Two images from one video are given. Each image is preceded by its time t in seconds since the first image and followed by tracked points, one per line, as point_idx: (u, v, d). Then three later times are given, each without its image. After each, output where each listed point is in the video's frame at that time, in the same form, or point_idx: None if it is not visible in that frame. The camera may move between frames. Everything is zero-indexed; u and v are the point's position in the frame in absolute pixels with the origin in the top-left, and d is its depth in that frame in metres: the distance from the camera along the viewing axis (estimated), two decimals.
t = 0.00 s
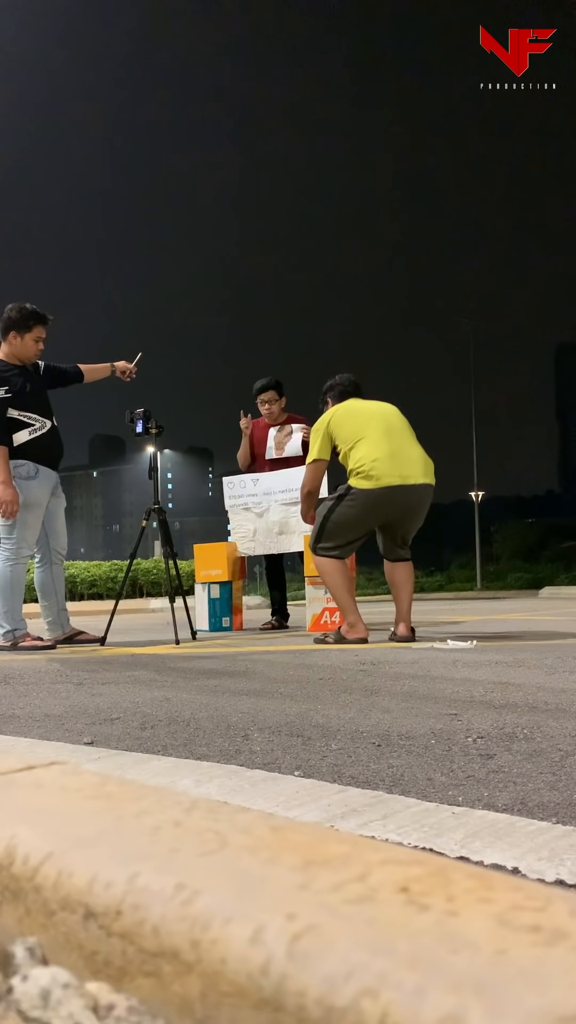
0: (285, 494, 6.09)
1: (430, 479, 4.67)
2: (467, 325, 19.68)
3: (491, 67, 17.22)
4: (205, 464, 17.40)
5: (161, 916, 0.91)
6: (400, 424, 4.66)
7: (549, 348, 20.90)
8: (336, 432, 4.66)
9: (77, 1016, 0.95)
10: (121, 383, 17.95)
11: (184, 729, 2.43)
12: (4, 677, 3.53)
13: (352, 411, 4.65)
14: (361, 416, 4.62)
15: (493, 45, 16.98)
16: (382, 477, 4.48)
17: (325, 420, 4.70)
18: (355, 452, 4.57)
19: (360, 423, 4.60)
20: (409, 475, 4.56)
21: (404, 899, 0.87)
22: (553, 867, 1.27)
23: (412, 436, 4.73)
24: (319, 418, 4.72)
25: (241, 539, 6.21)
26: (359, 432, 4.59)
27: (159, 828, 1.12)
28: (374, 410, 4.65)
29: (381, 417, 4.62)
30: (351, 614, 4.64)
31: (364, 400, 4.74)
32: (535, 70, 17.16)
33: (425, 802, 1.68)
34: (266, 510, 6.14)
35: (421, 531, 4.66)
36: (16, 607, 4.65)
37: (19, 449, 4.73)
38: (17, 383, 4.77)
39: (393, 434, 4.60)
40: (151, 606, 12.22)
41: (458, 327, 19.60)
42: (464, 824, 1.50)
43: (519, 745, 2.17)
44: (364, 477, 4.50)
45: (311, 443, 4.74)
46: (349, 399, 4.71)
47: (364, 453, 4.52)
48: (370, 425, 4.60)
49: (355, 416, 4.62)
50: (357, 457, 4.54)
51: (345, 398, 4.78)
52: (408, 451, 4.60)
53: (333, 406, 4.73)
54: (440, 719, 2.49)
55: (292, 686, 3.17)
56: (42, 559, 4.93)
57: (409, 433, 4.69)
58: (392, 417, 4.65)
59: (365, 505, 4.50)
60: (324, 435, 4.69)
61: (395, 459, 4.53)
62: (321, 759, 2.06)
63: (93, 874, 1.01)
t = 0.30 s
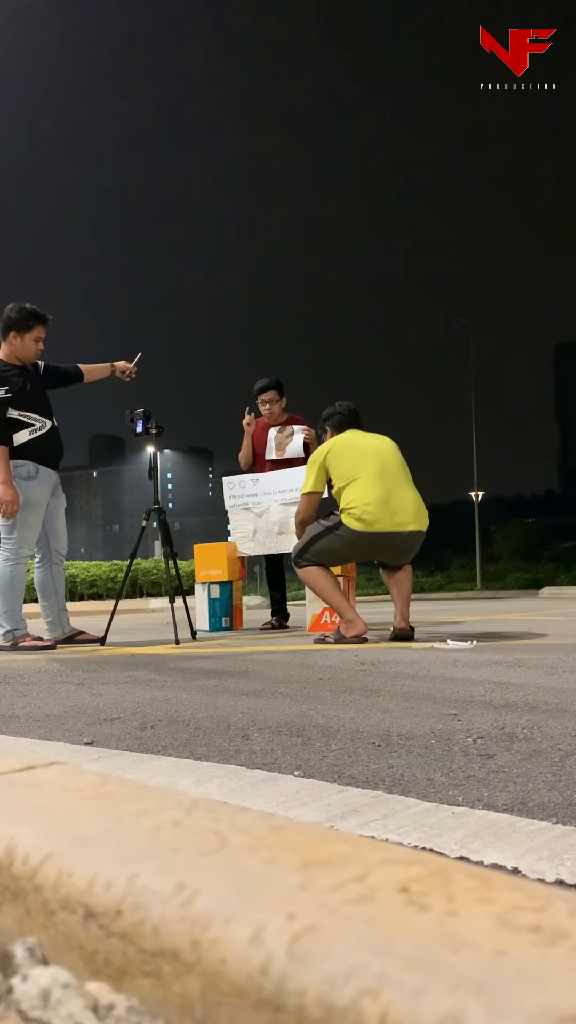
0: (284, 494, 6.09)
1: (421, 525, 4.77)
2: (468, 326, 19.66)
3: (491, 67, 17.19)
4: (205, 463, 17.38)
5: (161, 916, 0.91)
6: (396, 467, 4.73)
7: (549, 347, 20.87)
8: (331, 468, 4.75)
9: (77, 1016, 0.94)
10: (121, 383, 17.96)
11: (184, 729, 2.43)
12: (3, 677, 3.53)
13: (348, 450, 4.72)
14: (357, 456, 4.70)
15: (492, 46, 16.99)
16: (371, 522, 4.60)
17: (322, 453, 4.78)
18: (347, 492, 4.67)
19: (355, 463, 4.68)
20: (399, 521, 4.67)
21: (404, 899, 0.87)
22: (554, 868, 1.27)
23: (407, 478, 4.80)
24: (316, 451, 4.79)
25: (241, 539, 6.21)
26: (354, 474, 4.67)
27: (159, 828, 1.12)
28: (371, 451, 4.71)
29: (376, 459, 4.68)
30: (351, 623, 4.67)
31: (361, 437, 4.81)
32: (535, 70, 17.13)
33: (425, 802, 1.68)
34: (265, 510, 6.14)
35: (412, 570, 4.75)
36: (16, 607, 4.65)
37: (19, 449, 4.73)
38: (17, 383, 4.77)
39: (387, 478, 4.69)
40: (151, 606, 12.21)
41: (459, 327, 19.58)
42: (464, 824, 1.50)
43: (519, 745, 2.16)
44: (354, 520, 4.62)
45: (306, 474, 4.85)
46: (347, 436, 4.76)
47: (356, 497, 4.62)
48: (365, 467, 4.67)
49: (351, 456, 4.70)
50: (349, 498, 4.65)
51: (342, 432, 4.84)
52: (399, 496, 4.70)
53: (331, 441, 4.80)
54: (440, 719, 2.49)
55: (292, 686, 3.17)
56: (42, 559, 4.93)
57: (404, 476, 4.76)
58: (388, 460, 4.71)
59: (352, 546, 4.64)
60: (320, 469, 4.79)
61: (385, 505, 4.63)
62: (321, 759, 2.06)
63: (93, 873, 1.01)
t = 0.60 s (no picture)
0: (284, 494, 6.08)
1: (418, 557, 4.82)
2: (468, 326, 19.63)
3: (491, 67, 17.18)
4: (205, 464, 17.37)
5: (161, 916, 0.91)
6: (397, 499, 4.74)
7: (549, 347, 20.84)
8: (332, 494, 4.80)
9: (76, 1016, 0.94)
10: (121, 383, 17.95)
11: (184, 729, 2.43)
12: (4, 677, 3.53)
13: (351, 478, 4.73)
14: (359, 486, 4.71)
15: (492, 45, 16.96)
16: (367, 556, 4.67)
17: (324, 478, 4.81)
18: (346, 522, 4.73)
19: (356, 494, 4.70)
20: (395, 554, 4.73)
21: (404, 899, 0.87)
22: (553, 868, 1.27)
23: (408, 508, 4.82)
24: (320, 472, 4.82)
25: (241, 539, 6.21)
26: (354, 504, 4.71)
27: (159, 828, 1.12)
28: (373, 481, 4.71)
29: (378, 490, 4.69)
30: (348, 624, 4.70)
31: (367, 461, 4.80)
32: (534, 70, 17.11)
33: (425, 802, 1.68)
34: (266, 510, 6.14)
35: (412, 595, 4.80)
36: (16, 607, 4.65)
37: (19, 449, 4.72)
38: (17, 383, 4.77)
39: (386, 511, 4.72)
40: (151, 606, 12.20)
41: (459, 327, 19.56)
42: (465, 824, 1.49)
43: (519, 745, 2.16)
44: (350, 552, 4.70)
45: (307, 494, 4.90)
46: (351, 464, 4.76)
47: (354, 529, 4.67)
48: (366, 499, 4.69)
49: (352, 485, 4.71)
50: (347, 528, 4.72)
51: (347, 456, 4.84)
52: (398, 528, 4.74)
53: (334, 466, 4.81)
54: (440, 719, 2.49)
55: (291, 686, 3.17)
56: (42, 559, 4.93)
57: (404, 508, 4.78)
58: (390, 491, 4.71)
59: (346, 574, 4.74)
60: (321, 491, 4.84)
61: (383, 540, 4.68)
62: (321, 758, 2.06)
63: (93, 873, 1.01)
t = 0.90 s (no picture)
0: (284, 494, 6.07)
1: (417, 568, 4.82)
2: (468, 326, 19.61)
3: (492, 66, 17.16)
4: (205, 463, 17.37)
5: (161, 916, 0.91)
6: (396, 511, 4.73)
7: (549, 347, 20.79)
8: (332, 504, 4.82)
9: (76, 1015, 0.94)
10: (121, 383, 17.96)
11: (184, 730, 2.43)
12: (3, 677, 3.53)
13: (349, 489, 4.73)
14: (358, 497, 4.72)
15: (492, 43, 17.03)
16: (364, 568, 4.69)
17: (324, 487, 4.83)
18: (345, 533, 4.75)
19: (355, 506, 4.71)
20: (393, 567, 4.73)
21: (404, 899, 0.87)
22: (553, 868, 1.27)
23: (408, 520, 4.81)
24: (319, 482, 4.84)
25: (241, 539, 6.21)
26: (352, 516, 4.73)
27: (159, 828, 1.12)
28: (372, 493, 4.71)
29: (376, 503, 4.69)
30: (347, 623, 4.75)
31: (366, 469, 4.81)
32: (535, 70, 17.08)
33: (425, 802, 1.68)
34: (266, 510, 6.13)
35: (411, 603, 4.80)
36: (16, 607, 4.65)
37: (19, 449, 4.72)
38: (17, 383, 4.77)
39: (385, 522, 4.72)
40: (151, 606, 12.19)
41: (460, 327, 19.54)
42: (465, 824, 1.49)
43: (519, 745, 2.16)
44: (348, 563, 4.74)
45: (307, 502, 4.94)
46: (351, 474, 4.76)
47: (353, 540, 4.69)
48: (364, 511, 4.69)
49: (351, 497, 4.72)
50: (345, 539, 4.74)
51: (347, 465, 4.84)
52: (397, 538, 4.74)
53: (334, 476, 4.81)
54: (440, 719, 2.49)
55: (292, 686, 3.17)
56: (42, 559, 4.92)
57: (404, 520, 4.77)
58: (389, 504, 4.71)
59: (344, 582, 4.80)
60: (321, 500, 4.87)
61: (380, 552, 4.68)
62: (321, 758, 2.06)
63: (93, 873, 1.01)
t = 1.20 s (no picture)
0: (284, 494, 6.08)
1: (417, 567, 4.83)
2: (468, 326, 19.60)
3: (492, 67, 17.17)
4: (205, 464, 17.37)
5: (161, 915, 0.91)
6: (394, 512, 4.73)
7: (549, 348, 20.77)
8: (329, 507, 4.82)
9: (76, 1015, 0.94)
10: (121, 383, 17.98)
11: (184, 729, 2.43)
12: (3, 677, 3.53)
13: (346, 493, 4.74)
14: (356, 499, 4.72)
15: (492, 44, 17.06)
16: (367, 569, 4.69)
17: (320, 491, 4.83)
18: (343, 536, 4.77)
19: (352, 510, 4.72)
20: (393, 568, 4.72)
21: (404, 899, 0.87)
22: (553, 868, 1.27)
23: (406, 521, 4.81)
24: (315, 487, 4.84)
25: (241, 539, 6.20)
26: (350, 519, 4.74)
27: (159, 828, 1.12)
28: (369, 496, 4.71)
29: (374, 505, 4.69)
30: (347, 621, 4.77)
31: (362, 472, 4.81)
32: (534, 71, 17.08)
33: (425, 802, 1.68)
34: (266, 510, 6.14)
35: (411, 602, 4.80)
36: (16, 607, 4.65)
37: (19, 449, 4.72)
38: (16, 383, 4.76)
39: (385, 523, 4.72)
40: (151, 606, 12.19)
41: (460, 327, 19.54)
42: (464, 824, 1.50)
43: (519, 745, 2.16)
44: (348, 567, 4.75)
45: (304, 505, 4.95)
46: (347, 477, 4.77)
47: (354, 542, 4.70)
48: (363, 513, 4.70)
49: (348, 500, 4.73)
50: (344, 543, 4.76)
51: (343, 469, 4.85)
52: (397, 537, 4.74)
53: (330, 479, 4.82)
54: (440, 719, 2.49)
55: (291, 686, 3.17)
56: (42, 559, 4.92)
57: (402, 520, 4.77)
58: (386, 505, 4.71)
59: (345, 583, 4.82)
60: (318, 504, 4.86)
61: (381, 553, 4.69)
62: (321, 759, 2.06)
63: (93, 873, 1.00)
